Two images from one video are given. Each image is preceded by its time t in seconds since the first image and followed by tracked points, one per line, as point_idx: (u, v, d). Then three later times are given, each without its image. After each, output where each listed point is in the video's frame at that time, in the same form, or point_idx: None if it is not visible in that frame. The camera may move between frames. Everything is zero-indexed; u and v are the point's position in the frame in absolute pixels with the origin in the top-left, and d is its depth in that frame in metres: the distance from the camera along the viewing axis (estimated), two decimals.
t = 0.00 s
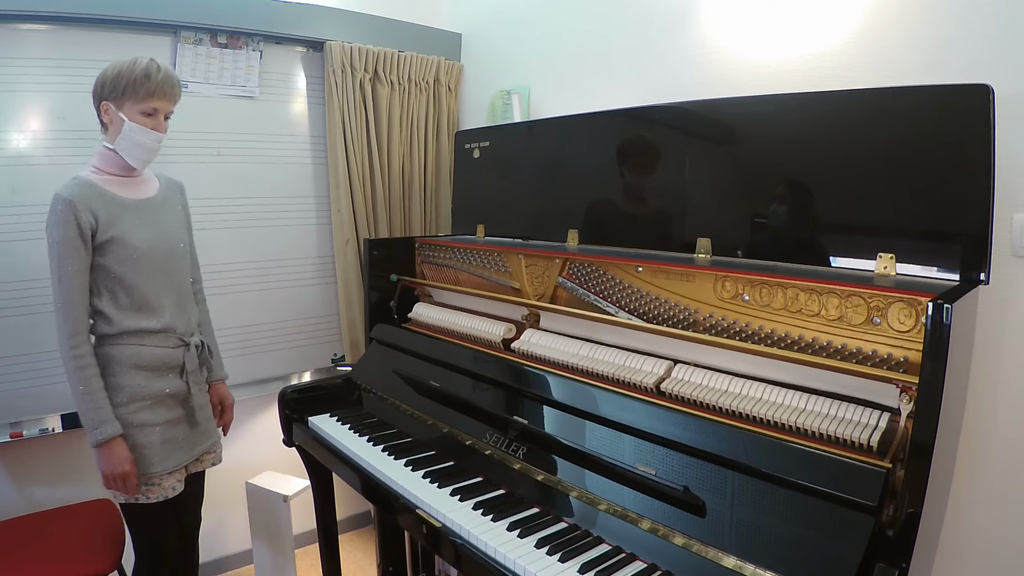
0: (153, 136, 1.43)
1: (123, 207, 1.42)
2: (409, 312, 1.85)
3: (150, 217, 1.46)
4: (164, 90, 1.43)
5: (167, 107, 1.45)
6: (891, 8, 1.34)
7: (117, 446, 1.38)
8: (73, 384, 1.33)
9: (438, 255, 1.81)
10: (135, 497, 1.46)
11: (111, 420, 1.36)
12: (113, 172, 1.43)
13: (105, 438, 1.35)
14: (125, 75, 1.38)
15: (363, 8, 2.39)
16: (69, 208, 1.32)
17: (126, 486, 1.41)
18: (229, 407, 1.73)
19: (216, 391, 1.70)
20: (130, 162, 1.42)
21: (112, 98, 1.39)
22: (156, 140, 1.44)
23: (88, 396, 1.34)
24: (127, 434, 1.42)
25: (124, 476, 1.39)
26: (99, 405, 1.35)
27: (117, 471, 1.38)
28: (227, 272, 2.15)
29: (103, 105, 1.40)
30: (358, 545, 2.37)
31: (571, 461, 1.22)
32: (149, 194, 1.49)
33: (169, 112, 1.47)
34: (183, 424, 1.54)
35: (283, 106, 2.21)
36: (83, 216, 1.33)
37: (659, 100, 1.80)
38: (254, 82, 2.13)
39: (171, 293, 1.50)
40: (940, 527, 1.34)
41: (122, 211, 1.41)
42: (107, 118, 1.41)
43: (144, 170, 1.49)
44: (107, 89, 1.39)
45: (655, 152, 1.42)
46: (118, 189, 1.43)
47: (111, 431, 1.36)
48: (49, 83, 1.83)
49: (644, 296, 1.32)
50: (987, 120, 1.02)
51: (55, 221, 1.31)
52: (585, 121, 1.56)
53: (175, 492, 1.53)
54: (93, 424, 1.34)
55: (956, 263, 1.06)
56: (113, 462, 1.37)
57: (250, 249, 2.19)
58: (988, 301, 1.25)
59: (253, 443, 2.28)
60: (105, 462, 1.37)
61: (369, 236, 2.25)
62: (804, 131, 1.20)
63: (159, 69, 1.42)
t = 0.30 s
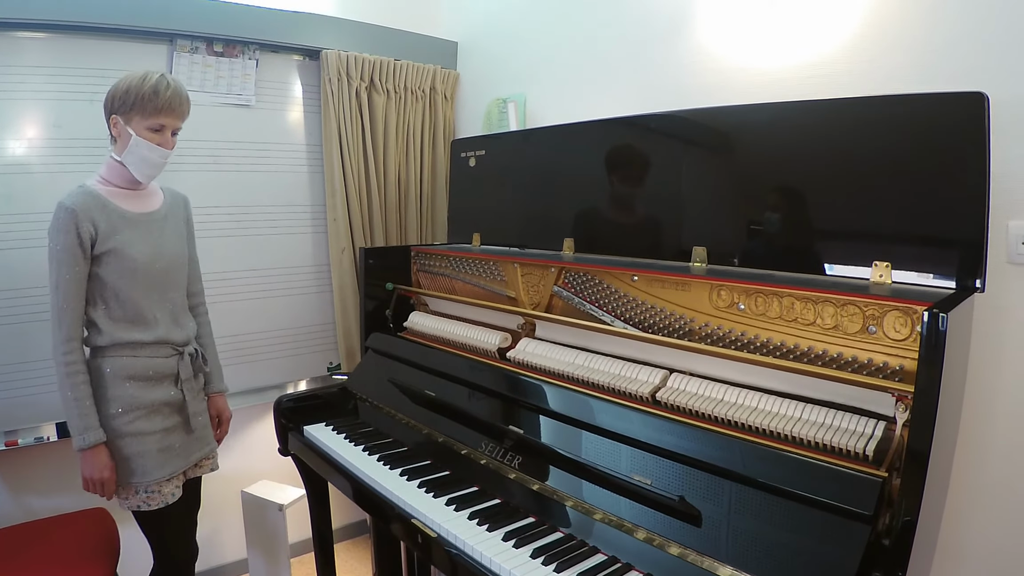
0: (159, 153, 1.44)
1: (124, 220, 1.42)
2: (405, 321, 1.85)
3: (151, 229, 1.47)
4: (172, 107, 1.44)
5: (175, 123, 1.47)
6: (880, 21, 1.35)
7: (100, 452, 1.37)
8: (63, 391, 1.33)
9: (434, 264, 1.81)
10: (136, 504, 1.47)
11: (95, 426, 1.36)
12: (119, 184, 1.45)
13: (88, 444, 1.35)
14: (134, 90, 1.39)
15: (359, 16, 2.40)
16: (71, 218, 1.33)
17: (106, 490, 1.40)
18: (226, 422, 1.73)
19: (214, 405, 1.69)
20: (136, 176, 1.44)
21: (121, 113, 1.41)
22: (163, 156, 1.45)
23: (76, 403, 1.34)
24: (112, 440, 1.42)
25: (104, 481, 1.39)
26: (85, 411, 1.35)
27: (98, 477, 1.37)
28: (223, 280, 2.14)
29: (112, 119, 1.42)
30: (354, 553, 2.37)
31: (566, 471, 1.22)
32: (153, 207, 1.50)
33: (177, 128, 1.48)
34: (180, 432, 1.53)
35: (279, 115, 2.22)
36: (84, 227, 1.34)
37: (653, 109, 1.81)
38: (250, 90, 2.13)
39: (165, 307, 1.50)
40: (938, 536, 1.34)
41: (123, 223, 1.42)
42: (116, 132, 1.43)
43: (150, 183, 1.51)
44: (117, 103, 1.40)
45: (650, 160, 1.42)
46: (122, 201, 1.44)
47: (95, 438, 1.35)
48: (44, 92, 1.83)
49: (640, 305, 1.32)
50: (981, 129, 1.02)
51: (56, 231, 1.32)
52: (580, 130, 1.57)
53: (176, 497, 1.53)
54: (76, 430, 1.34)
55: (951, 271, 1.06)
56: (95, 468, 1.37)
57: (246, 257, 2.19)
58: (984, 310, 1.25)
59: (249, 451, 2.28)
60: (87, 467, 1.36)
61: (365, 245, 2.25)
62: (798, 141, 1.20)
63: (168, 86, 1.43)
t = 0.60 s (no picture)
0: (160, 150, 1.44)
1: (126, 215, 1.43)
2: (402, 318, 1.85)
3: (153, 224, 1.48)
4: (171, 104, 1.43)
5: (176, 120, 1.46)
6: (878, 19, 1.35)
7: (109, 445, 1.38)
8: (70, 384, 1.33)
9: (432, 261, 1.81)
10: (135, 498, 1.47)
11: (103, 419, 1.36)
12: (121, 181, 1.45)
13: (97, 436, 1.35)
14: (134, 88, 1.39)
15: (356, 12, 2.39)
16: (75, 212, 1.33)
17: (117, 481, 1.41)
18: (221, 414, 1.74)
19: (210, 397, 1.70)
20: (137, 172, 1.44)
21: (121, 111, 1.41)
22: (163, 153, 1.46)
23: (84, 397, 1.34)
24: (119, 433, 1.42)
25: (116, 473, 1.40)
26: (93, 404, 1.35)
27: (108, 469, 1.38)
28: (221, 277, 2.14)
29: (112, 117, 1.42)
30: (352, 550, 2.38)
31: (564, 469, 1.22)
32: (154, 204, 1.50)
33: (177, 125, 1.47)
34: (180, 426, 1.53)
35: (277, 111, 2.21)
36: (88, 220, 1.35)
37: (651, 106, 1.81)
38: (248, 87, 2.13)
39: (164, 301, 1.49)
40: (934, 534, 1.34)
41: (126, 218, 1.42)
42: (116, 129, 1.43)
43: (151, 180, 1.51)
44: (117, 101, 1.40)
45: (648, 158, 1.42)
46: (125, 197, 1.45)
47: (105, 430, 1.36)
48: (41, 88, 1.82)
49: (638, 303, 1.32)
50: (980, 127, 1.01)
51: (60, 224, 1.32)
52: (577, 127, 1.57)
53: (175, 490, 1.53)
54: (85, 423, 1.34)
55: (950, 269, 1.05)
56: (105, 460, 1.37)
57: (243, 253, 2.18)
58: (982, 309, 1.25)
59: (246, 449, 2.28)
60: (97, 460, 1.37)
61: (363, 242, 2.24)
62: (796, 139, 1.20)
63: (168, 83, 1.43)
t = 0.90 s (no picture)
0: (157, 151, 1.44)
1: (125, 219, 1.43)
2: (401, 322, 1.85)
3: (152, 228, 1.48)
4: (166, 105, 1.43)
5: (172, 122, 1.46)
6: (875, 26, 1.35)
7: (119, 443, 1.39)
8: (74, 386, 1.34)
9: (430, 265, 1.81)
10: (130, 503, 1.46)
11: (111, 418, 1.37)
12: (121, 184, 1.46)
13: (106, 436, 1.36)
14: (129, 92, 1.40)
15: (355, 16, 2.40)
16: (73, 213, 1.33)
17: (129, 481, 1.42)
18: (222, 423, 1.73)
19: (210, 406, 1.70)
20: (136, 175, 1.44)
21: (118, 115, 1.41)
22: (161, 155, 1.45)
23: (88, 397, 1.34)
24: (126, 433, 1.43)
25: (128, 471, 1.41)
26: (98, 404, 1.35)
27: (119, 467, 1.39)
28: (220, 280, 2.14)
29: (110, 121, 1.42)
30: (350, 554, 2.37)
31: (562, 474, 1.22)
32: (153, 208, 1.50)
33: (174, 127, 1.47)
34: (177, 431, 1.53)
35: (276, 115, 2.21)
36: (87, 222, 1.35)
37: (650, 110, 1.81)
38: (248, 90, 2.13)
39: (163, 304, 1.49)
40: (933, 540, 1.34)
41: (124, 221, 1.42)
42: (114, 134, 1.44)
43: (151, 184, 1.51)
44: (113, 106, 1.41)
45: (646, 163, 1.43)
46: (124, 200, 1.45)
47: (114, 429, 1.37)
48: (40, 91, 1.82)
49: (636, 308, 1.32)
50: (978, 132, 1.02)
51: (59, 225, 1.32)
52: (576, 131, 1.57)
53: (170, 496, 1.53)
54: (94, 423, 1.35)
55: (948, 274, 1.05)
56: (115, 459, 1.38)
57: (242, 257, 2.18)
58: (980, 314, 1.25)
59: (245, 452, 2.28)
60: (107, 459, 1.38)
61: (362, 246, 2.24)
62: (794, 144, 1.20)
63: (162, 85, 1.43)
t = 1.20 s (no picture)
0: (154, 153, 1.44)
1: (124, 223, 1.43)
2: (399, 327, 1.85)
3: (150, 232, 1.48)
4: (159, 107, 1.44)
5: (167, 123, 1.47)
6: (871, 32, 1.36)
7: (103, 450, 1.38)
8: (65, 391, 1.33)
9: (429, 270, 1.82)
10: (130, 509, 1.46)
11: (99, 425, 1.36)
12: (120, 189, 1.46)
13: (93, 443, 1.35)
14: (122, 97, 1.41)
15: (354, 21, 2.40)
16: (72, 217, 1.33)
17: (111, 489, 1.40)
18: (223, 428, 1.73)
19: (209, 412, 1.70)
20: (134, 179, 1.45)
21: (114, 121, 1.43)
22: (159, 158, 1.46)
23: (78, 403, 1.34)
24: (118, 439, 1.42)
25: (111, 480, 1.39)
26: (89, 410, 1.35)
27: (103, 475, 1.37)
28: (218, 284, 2.14)
29: (108, 128, 1.44)
30: (349, 558, 2.37)
31: (561, 479, 1.22)
32: (152, 213, 1.51)
33: (170, 129, 1.48)
34: (176, 436, 1.54)
35: (275, 119, 2.22)
36: (85, 226, 1.35)
37: (647, 115, 1.81)
38: (246, 94, 2.13)
39: (160, 309, 1.49)
40: (932, 544, 1.34)
41: (123, 225, 1.42)
42: (112, 140, 1.45)
43: (149, 188, 1.52)
44: (109, 112, 1.42)
45: (643, 168, 1.43)
46: (122, 204, 1.45)
47: (101, 436, 1.36)
48: (38, 96, 1.82)
49: (634, 312, 1.32)
50: (974, 137, 1.02)
51: (57, 230, 1.32)
52: (574, 137, 1.57)
53: (172, 501, 1.53)
54: (80, 429, 1.34)
55: (945, 278, 1.06)
56: (100, 466, 1.37)
57: (241, 260, 2.19)
58: (977, 319, 1.25)
59: (244, 456, 2.28)
60: (91, 465, 1.37)
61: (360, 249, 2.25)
62: (792, 149, 1.20)
63: (154, 87, 1.43)
